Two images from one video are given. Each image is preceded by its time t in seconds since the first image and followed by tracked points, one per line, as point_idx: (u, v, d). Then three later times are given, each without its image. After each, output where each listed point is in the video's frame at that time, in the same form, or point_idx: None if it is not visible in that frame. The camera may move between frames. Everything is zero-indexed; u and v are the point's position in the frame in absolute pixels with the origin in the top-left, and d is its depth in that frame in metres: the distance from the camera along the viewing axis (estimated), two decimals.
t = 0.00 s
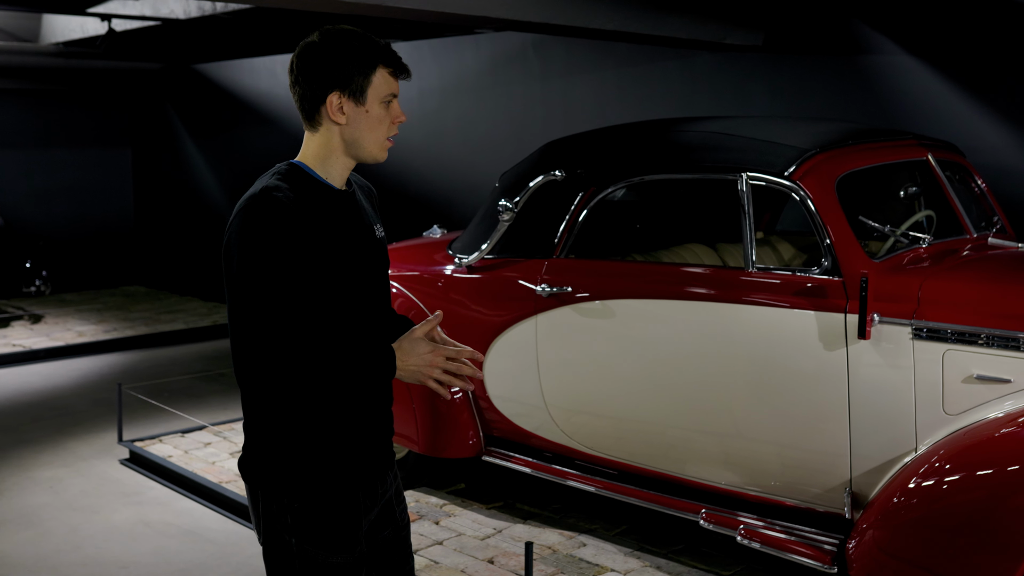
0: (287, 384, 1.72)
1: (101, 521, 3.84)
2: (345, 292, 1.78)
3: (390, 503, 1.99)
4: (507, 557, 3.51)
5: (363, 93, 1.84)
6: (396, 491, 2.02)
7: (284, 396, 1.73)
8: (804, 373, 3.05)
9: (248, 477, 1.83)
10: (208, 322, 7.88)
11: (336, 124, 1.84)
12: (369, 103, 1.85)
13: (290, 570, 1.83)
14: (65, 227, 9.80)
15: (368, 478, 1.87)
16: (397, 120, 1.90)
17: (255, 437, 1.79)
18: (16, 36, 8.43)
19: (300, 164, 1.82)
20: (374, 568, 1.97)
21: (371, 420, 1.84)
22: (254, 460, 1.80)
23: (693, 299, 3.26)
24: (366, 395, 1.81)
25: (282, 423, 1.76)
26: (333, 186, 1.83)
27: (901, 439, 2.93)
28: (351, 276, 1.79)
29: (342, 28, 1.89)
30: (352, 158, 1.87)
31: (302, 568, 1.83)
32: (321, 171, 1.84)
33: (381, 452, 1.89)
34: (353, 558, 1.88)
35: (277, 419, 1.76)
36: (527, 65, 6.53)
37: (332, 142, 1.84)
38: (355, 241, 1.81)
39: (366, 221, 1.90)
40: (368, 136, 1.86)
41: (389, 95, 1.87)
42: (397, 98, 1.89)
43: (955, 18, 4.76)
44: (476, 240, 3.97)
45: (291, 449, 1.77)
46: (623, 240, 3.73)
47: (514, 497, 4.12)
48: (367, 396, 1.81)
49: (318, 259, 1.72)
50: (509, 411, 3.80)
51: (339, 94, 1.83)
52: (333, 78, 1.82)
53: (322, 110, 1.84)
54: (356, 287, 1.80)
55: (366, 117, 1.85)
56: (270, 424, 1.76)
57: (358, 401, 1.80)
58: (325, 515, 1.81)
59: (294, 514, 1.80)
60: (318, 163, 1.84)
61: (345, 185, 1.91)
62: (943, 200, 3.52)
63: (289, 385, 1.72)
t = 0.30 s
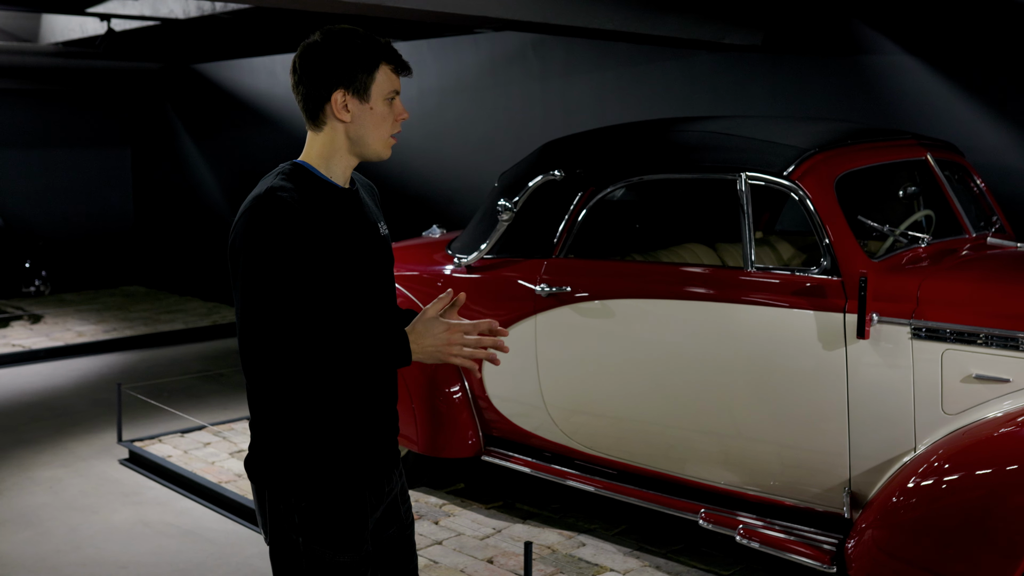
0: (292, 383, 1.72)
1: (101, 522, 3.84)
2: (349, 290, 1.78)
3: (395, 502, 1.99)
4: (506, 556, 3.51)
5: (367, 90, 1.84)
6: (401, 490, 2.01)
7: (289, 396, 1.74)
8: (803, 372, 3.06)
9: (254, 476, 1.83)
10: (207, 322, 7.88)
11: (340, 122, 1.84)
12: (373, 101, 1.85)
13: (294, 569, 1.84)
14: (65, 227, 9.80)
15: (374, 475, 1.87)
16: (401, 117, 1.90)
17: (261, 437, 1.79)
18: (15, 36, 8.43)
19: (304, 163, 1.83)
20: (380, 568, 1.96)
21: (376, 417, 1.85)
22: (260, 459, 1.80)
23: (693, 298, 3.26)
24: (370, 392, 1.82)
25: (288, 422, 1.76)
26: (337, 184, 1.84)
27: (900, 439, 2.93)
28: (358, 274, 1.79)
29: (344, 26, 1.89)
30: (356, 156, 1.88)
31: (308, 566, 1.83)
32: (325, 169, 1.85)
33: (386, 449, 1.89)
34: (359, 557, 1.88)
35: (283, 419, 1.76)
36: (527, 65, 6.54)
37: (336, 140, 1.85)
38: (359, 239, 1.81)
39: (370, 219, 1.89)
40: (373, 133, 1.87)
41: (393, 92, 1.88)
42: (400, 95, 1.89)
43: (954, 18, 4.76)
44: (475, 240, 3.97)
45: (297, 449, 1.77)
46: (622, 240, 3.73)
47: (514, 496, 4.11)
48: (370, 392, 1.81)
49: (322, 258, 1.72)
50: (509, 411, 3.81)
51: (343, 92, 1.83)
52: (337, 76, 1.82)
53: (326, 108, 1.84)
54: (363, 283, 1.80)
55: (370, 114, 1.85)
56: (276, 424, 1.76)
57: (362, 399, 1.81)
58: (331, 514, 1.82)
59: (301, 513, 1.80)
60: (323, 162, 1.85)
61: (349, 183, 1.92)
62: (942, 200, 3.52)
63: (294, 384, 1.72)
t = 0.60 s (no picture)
0: (295, 383, 1.72)
1: (99, 522, 3.84)
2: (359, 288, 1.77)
3: (402, 501, 1.98)
4: (504, 556, 3.51)
5: (371, 88, 1.84)
6: (409, 489, 2.00)
7: (293, 396, 1.74)
8: (800, 372, 3.06)
9: (261, 476, 1.84)
10: (206, 322, 7.88)
11: (344, 120, 1.84)
12: (377, 99, 1.85)
13: (298, 566, 1.84)
14: (63, 227, 9.80)
15: (382, 475, 1.86)
16: (405, 117, 1.90)
17: (268, 436, 1.81)
18: (14, 36, 8.43)
19: (308, 161, 1.83)
20: (386, 567, 1.96)
21: (384, 417, 1.84)
22: (267, 459, 1.81)
23: (691, 298, 3.26)
24: (376, 391, 1.81)
25: (293, 422, 1.77)
26: (341, 183, 1.83)
27: (898, 438, 2.93)
28: (366, 273, 1.79)
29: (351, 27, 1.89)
30: (360, 154, 1.87)
31: (315, 566, 1.84)
32: (329, 168, 1.84)
33: (393, 449, 1.88)
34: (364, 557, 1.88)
35: (288, 418, 1.77)
36: (525, 65, 6.53)
37: (340, 138, 1.85)
38: (363, 239, 1.80)
39: (374, 219, 1.88)
40: (376, 131, 1.86)
41: (397, 91, 1.88)
42: (404, 95, 1.89)
43: (953, 17, 4.76)
44: (473, 240, 3.97)
45: (302, 448, 1.78)
46: (620, 240, 3.73)
47: (513, 497, 4.11)
48: (377, 392, 1.80)
49: (324, 257, 1.72)
50: (507, 411, 3.81)
51: (347, 89, 1.83)
52: (342, 73, 1.82)
53: (331, 106, 1.84)
54: (372, 282, 1.80)
55: (374, 112, 1.85)
56: (281, 423, 1.78)
57: (369, 398, 1.80)
58: (338, 513, 1.81)
59: (309, 511, 1.81)
60: (326, 160, 1.85)
61: (353, 183, 1.92)
62: (940, 200, 3.53)
63: (296, 383, 1.73)
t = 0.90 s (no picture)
0: (298, 382, 1.72)
1: (97, 521, 3.84)
2: (365, 290, 1.77)
3: (406, 502, 1.97)
4: (501, 556, 3.51)
5: (362, 88, 1.84)
6: (412, 490, 2.00)
7: (297, 394, 1.74)
8: (798, 372, 3.06)
9: (267, 475, 1.84)
10: (204, 322, 7.88)
11: (340, 122, 1.84)
12: (369, 98, 1.85)
13: (301, 566, 1.84)
14: (61, 227, 9.79)
15: (388, 473, 1.86)
16: (400, 111, 1.90)
17: (273, 435, 1.81)
18: (12, 36, 8.42)
19: (311, 163, 1.82)
20: (389, 567, 1.95)
21: (390, 415, 1.83)
22: (273, 458, 1.81)
23: (688, 298, 3.26)
24: (386, 392, 1.79)
25: (299, 422, 1.77)
26: (345, 183, 1.83)
27: (895, 438, 2.93)
28: (373, 272, 1.79)
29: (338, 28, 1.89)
30: (361, 152, 1.87)
31: (320, 566, 1.83)
32: (333, 168, 1.84)
33: (399, 446, 1.87)
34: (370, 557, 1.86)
35: (292, 419, 1.77)
36: (523, 65, 6.54)
37: (339, 140, 1.85)
38: (367, 238, 1.79)
39: (380, 219, 1.87)
40: (374, 129, 1.86)
41: (389, 87, 1.88)
42: (397, 89, 1.89)
43: (949, 18, 4.77)
44: (470, 240, 3.96)
45: (306, 446, 1.78)
46: (619, 240, 3.70)
47: (510, 497, 4.11)
48: (385, 393, 1.79)
49: (326, 256, 1.72)
50: (504, 411, 3.81)
51: (339, 93, 1.83)
52: (329, 79, 1.82)
53: (324, 111, 1.84)
54: (379, 281, 1.80)
55: (368, 111, 1.85)
56: (285, 422, 1.78)
57: (376, 399, 1.79)
58: (344, 512, 1.81)
59: (314, 510, 1.81)
60: (329, 162, 1.84)
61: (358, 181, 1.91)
62: (936, 200, 3.54)
63: (298, 382, 1.72)
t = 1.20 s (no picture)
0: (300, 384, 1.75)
1: (93, 521, 3.84)
2: (351, 285, 1.78)
3: (408, 503, 1.95)
4: (498, 555, 3.51)
5: (353, 90, 1.84)
6: (415, 492, 1.98)
7: (296, 394, 1.76)
8: (795, 372, 3.07)
9: (266, 473, 1.84)
10: (201, 322, 7.88)
11: (332, 123, 1.85)
12: (361, 99, 1.84)
13: (299, 566, 1.84)
14: (58, 227, 9.78)
15: (387, 474, 1.85)
16: (394, 113, 1.89)
17: (272, 433, 1.81)
18: (9, 36, 8.41)
19: (305, 164, 1.82)
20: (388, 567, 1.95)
21: (389, 415, 1.83)
22: (271, 457, 1.81)
23: (685, 298, 3.27)
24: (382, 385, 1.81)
25: (297, 421, 1.78)
26: (338, 184, 1.83)
27: (891, 438, 2.94)
28: (360, 277, 1.80)
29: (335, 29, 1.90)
30: (355, 154, 1.86)
31: (317, 566, 1.83)
32: (326, 169, 1.84)
33: (402, 446, 1.87)
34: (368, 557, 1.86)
35: (291, 417, 1.78)
36: (520, 65, 6.54)
37: (332, 141, 1.84)
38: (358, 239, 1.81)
39: (378, 217, 1.89)
40: (366, 130, 1.86)
41: (382, 89, 1.87)
42: (390, 91, 1.89)
43: (946, 18, 4.77)
44: (467, 240, 3.97)
45: (303, 446, 1.78)
46: (615, 240, 3.71)
47: (507, 497, 4.11)
48: (380, 390, 1.80)
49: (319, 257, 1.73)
50: (501, 411, 3.81)
51: (330, 94, 1.83)
52: (322, 79, 1.83)
53: (316, 112, 1.84)
54: (366, 280, 1.81)
55: (360, 112, 1.85)
56: (282, 420, 1.79)
57: (374, 398, 1.80)
58: (342, 511, 1.81)
59: (311, 510, 1.80)
60: (322, 162, 1.84)
61: (354, 184, 1.91)
62: (932, 200, 3.54)
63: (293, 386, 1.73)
